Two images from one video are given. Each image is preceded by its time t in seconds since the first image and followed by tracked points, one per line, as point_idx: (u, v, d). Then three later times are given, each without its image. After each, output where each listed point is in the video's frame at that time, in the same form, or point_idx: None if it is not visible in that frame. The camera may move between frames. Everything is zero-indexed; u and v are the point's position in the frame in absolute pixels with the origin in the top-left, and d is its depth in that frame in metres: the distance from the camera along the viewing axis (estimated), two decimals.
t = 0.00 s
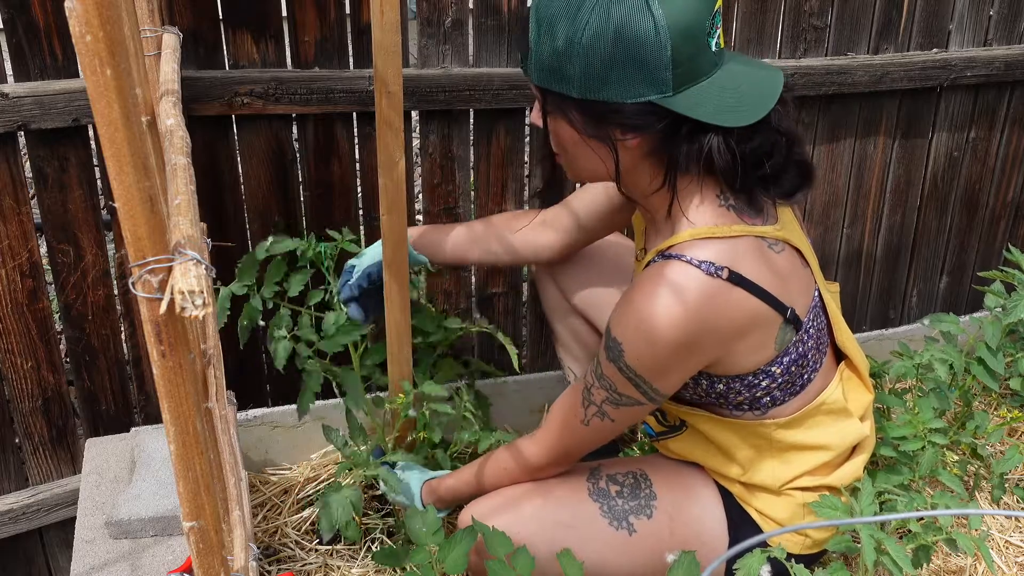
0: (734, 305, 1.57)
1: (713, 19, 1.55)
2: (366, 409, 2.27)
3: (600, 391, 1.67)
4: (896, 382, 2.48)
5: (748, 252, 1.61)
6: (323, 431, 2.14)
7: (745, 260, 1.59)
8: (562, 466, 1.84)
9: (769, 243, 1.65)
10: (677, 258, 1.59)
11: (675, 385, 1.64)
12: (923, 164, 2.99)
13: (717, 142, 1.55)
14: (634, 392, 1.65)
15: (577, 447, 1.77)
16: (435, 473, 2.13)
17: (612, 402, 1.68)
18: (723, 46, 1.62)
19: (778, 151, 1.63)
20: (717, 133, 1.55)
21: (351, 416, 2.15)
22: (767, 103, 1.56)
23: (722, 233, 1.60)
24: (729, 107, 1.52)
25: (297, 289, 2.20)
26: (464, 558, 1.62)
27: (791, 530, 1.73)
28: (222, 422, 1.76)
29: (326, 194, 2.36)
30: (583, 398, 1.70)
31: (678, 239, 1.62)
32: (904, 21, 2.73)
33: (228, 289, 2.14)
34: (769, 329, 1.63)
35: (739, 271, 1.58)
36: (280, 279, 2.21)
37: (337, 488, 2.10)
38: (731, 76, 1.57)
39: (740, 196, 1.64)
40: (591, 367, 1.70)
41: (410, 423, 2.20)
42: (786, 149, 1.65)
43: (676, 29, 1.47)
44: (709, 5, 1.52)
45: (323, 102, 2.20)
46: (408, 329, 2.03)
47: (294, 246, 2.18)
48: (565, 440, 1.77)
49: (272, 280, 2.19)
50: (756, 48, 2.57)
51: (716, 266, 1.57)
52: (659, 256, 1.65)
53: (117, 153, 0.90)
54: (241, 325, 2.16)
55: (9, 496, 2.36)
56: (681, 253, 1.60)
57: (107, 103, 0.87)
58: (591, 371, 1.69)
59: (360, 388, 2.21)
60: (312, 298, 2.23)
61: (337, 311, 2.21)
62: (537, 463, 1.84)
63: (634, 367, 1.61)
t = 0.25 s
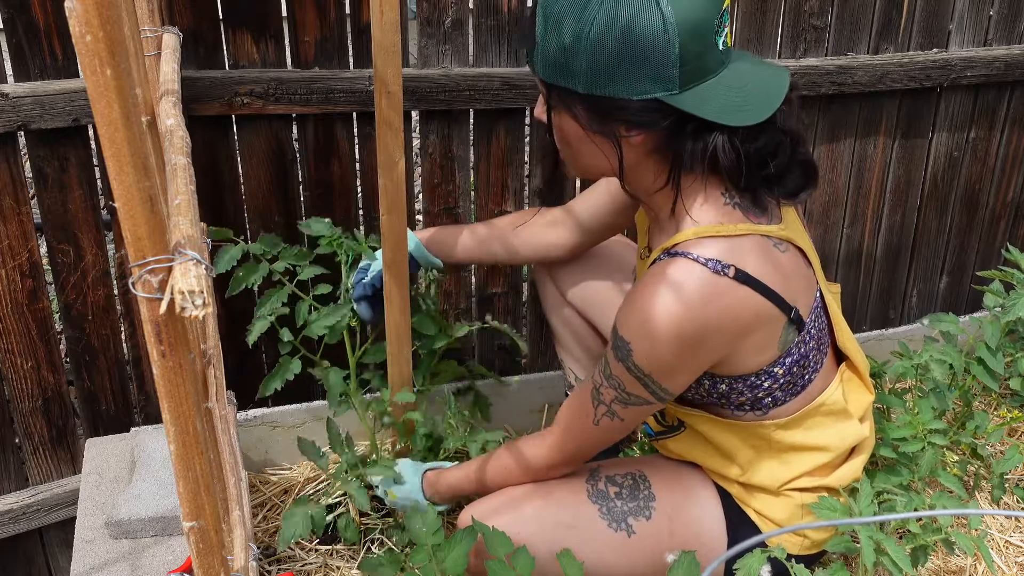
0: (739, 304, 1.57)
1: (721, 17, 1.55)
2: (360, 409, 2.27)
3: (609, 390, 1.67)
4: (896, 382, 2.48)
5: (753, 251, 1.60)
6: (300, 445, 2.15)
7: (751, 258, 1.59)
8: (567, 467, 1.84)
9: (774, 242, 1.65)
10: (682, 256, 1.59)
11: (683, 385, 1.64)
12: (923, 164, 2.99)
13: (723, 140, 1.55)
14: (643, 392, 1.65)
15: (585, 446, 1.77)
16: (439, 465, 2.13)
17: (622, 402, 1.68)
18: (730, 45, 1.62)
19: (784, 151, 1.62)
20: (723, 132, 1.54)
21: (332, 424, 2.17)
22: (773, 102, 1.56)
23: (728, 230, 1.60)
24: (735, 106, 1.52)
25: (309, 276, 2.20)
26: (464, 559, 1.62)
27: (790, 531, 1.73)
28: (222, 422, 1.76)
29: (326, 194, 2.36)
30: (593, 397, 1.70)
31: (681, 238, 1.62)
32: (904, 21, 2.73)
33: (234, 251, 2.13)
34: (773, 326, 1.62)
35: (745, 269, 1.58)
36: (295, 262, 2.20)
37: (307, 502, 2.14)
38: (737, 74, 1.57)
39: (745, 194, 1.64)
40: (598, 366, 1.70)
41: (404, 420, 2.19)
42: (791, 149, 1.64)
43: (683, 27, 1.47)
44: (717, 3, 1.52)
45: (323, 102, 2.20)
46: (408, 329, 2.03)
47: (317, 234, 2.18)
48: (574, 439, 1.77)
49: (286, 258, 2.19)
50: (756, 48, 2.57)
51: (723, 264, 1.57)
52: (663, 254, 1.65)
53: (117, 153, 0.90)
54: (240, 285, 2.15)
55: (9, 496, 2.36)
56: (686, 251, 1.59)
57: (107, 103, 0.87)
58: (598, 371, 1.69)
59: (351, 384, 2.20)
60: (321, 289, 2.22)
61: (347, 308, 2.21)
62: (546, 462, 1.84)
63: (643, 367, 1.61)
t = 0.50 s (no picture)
0: (744, 285, 1.56)
1: (725, 9, 1.56)
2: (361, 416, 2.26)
3: (638, 389, 1.62)
4: (896, 382, 2.48)
5: (757, 236, 1.60)
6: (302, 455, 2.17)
7: (755, 245, 1.59)
8: (600, 472, 1.77)
9: (777, 232, 1.65)
10: (687, 242, 1.58)
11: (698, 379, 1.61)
12: (923, 164, 2.99)
13: (722, 130, 1.56)
14: (674, 385, 1.60)
15: (609, 451, 1.71)
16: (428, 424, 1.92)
17: (654, 398, 1.62)
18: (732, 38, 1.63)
19: (783, 143, 1.63)
20: (722, 122, 1.55)
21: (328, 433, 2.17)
22: (774, 95, 1.56)
23: (730, 216, 1.60)
24: (736, 96, 1.52)
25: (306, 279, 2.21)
26: (464, 559, 1.62)
27: (789, 533, 1.73)
28: (222, 423, 1.76)
29: (326, 194, 2.36)
30: (623, 396, 1.64)
31: (684, 225, 1.61)
32: (904, 21, 2.73)
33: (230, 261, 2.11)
34: (778, 311, 1.61)
35: (751, 253, 1.58)
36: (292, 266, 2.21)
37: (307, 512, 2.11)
38: (738, 65, 1.57)
39: (745, 185, 1.64)
40: (622, 366, 1.64)
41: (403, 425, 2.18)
42: (788, 144, 1.65)
43: (689, 13, 1.48)
44: None
45: (323, 102, 2.20)
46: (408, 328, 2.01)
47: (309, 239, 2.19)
48: (606, 442, 1.70)
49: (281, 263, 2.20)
50: (756, 48, 2.57)
51: (728, 247, 1.56)
52: (667, 242, 1.64)
53: (117, 153, 0.90)
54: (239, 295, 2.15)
55: (9, 496, 2.36)
56: (691, 238, 1.59)
57: (107, 103, 0.87)
58: (624, 371, 1.63)
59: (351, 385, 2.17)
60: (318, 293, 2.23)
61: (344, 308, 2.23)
62: (591, 464, 1.74)
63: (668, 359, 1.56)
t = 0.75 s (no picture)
0: (743, 278, 1.55)
1: None
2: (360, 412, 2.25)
3: (592, 350, 1.66)
4: (896, 382, 2.48)
5: (764, 231, 1.60)
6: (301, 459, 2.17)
7: (762, 239, 1.59)
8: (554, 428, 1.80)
9: (784, 229, 1.65)
10: (696, 230, 1.57)
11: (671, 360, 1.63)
12: (923, 164, 2.99)
13: (736, 115, 1.55)
14: (624, 359, 1.63)
15: (563, 410, 1.75)
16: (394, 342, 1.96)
17: (601, 366, 1.66)
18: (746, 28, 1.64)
19: (793, 135, 1.64)
20: (738, 107, 1.54)
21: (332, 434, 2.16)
22: (787, 83, 1.56)
23: (738, 207, 1.60)
24: (748, 82, 1.52)
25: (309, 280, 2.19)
26: (464, 559, 1.62)
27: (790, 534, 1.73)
28: (222, 423, 1.76)
29: (326, 195, 2.36)
30: (571, 353, 1.69)
31: (694, 213, 1.62)
32: (904, 21, 2.73)
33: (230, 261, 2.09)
34: (779, 308, 1.60)
35: (757, 247, 1.57)
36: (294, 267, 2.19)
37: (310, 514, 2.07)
38: (751, 54, 1.58)
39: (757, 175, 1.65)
40: (590, 327, 1.69)
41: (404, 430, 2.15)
42: (802, 132, 1.66)
43: None
44: None
45: (323, 102, 2.20)
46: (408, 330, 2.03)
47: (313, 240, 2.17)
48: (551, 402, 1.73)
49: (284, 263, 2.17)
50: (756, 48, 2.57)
51: (736, 240, 1.56)
52: (676, 227, 1.64)
53: (117, 153, 0.90)
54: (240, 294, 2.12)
55: (9, 496, 2.36)
56: (699, 226, 1.59)
57: (107, 103, 0.87)
58: (587, 331, 1.68)
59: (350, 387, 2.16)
60: (321, 294, 2.22)
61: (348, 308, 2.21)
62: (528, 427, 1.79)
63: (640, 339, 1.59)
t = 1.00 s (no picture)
0: (741, 270, 1.55)
1: None
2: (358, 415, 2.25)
3: (579, 327, 1.66)
4: (896, 382, 2.48)
5: (769, 226, 1.59)
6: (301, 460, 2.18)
7: (767, 232, 1.58)
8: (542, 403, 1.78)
9: (789, 225, 1.64)
10: (699, 219, 1.57)
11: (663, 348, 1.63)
12: (923, 164, 3.00)
13: (734, 102, 1.55)
14: (613, 340, 1.64)
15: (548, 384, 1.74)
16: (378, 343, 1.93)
17: (587, 343, 1.66)
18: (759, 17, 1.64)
19: (797, 130, 1.62)
20: (735, 96, 1.55)
21: (331, 435, 2.16)
22: (794, 72, 1.55)
23: (742, 199, 1.60)
24: (750, 67, 1.52)
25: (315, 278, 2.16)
26: (464, 559, 1.61)
27: (788, 537, 1.73)
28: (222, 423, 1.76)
29: (326, 195, 2.36)
30: (559, 327, 1.69)
31: (699, 203, 1.62)
32: (904, 21, 2.73)
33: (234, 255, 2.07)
34: (778, 304, 1.60)
35: (761, 241, 1.57)
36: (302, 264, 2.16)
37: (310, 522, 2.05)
38: (759, 42, 1.57)
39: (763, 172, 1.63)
40: (581, 303, 1.69)
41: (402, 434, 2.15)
42: (806, 130, 1.64)
43: None
44: None
45: (323, 102, 2.20)
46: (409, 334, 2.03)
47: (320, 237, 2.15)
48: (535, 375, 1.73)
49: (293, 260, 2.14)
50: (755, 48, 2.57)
51: (739, 231, 1.56)
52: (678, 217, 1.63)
53: (117, 153, 0.90)
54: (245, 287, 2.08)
55: (9, 496, 2.36)
56: (703, 215, 1.58)
57: (107, 103, 0.87)
58: (578, 307, 1.68)
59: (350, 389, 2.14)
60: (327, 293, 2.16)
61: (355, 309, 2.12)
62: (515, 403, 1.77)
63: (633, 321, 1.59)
